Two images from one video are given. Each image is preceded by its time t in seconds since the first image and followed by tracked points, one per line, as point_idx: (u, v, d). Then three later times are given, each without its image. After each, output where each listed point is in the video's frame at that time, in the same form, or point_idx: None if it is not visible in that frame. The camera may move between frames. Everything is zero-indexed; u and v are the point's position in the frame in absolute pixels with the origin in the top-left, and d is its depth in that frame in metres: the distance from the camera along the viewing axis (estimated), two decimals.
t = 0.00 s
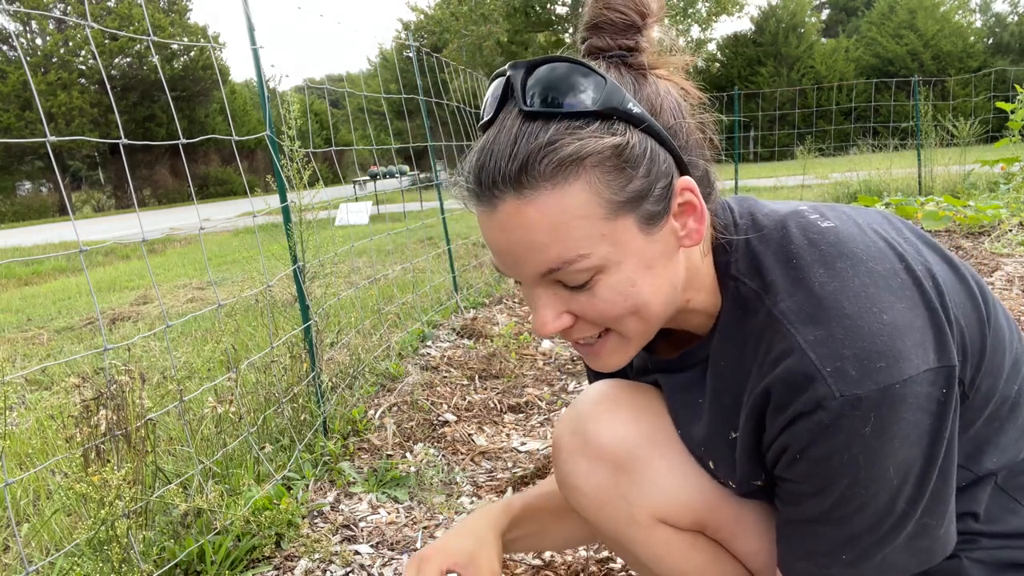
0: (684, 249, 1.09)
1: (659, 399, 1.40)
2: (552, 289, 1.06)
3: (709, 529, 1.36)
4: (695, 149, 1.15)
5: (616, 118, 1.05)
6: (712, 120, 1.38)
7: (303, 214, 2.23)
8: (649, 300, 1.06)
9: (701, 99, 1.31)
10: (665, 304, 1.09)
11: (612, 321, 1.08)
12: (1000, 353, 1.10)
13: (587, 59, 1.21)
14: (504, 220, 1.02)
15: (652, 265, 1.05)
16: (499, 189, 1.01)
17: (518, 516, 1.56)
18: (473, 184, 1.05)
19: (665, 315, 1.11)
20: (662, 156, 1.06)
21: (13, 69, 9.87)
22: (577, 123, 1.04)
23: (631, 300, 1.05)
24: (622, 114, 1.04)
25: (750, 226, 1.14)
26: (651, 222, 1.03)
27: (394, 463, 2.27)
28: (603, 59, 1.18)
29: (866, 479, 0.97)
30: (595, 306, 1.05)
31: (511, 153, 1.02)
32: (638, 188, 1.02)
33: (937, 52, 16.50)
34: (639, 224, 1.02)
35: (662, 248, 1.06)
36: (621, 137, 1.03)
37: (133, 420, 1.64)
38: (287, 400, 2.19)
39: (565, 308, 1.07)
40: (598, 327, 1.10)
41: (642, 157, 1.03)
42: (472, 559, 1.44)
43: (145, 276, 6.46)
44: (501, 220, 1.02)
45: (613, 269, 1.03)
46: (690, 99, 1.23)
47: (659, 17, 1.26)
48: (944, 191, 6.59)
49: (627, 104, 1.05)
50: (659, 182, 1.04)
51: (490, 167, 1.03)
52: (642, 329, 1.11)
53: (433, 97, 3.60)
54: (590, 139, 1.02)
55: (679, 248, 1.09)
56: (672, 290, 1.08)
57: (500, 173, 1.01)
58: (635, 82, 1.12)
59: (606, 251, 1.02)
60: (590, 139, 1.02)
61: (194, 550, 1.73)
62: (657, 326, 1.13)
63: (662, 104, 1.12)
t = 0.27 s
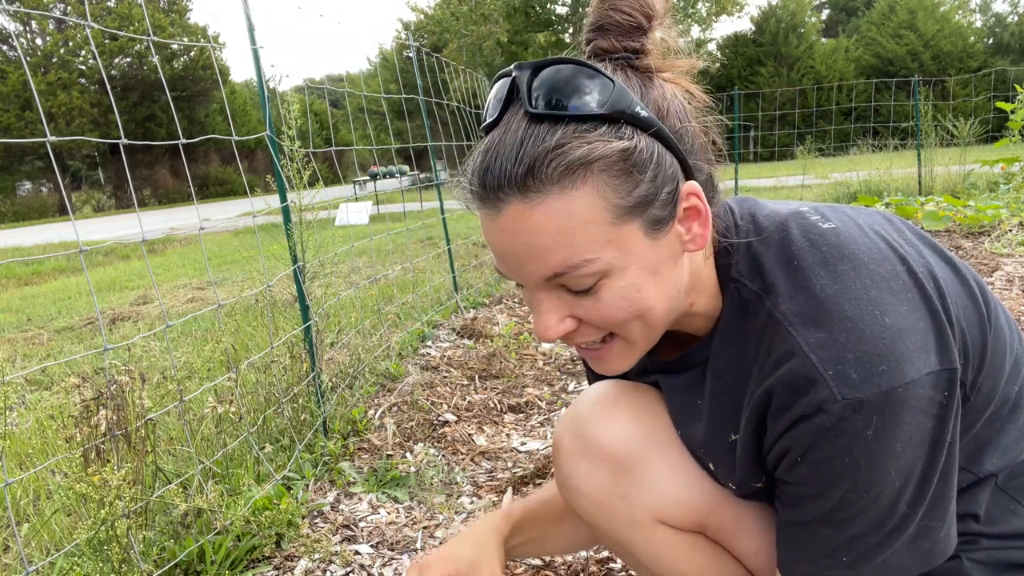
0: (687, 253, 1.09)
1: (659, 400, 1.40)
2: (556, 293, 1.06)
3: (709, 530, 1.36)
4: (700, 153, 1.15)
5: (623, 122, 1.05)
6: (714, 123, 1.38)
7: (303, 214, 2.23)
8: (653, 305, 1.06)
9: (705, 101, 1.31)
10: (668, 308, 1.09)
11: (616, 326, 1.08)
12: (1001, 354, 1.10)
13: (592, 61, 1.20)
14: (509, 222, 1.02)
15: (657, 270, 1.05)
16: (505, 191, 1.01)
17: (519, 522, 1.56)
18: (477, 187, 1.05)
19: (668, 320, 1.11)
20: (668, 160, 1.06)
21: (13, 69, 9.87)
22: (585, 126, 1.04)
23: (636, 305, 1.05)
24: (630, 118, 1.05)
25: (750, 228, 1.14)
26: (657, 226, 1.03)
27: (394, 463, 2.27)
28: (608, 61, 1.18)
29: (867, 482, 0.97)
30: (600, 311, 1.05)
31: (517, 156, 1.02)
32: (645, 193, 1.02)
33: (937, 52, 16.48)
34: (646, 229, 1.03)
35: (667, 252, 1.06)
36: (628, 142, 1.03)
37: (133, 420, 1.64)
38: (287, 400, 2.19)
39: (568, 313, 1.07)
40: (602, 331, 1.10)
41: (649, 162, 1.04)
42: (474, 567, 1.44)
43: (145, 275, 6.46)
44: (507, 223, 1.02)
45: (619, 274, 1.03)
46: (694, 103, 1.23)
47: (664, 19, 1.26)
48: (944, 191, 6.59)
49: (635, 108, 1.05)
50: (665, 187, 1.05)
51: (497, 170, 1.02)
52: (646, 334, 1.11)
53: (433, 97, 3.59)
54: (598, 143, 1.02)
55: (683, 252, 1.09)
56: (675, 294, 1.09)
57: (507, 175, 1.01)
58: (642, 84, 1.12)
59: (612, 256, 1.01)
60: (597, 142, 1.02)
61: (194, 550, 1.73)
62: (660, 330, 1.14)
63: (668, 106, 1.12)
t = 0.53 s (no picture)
0: (688, 250, 1.09)
1: (658, 400, 1.40)
2: (556, 287, 1.06)
3: (709, 531, 1.36)
4: (702, 150, 1.15)
5: (626, 115, 1.05)
6: (716, 122, 1.38)
7: (303, 214, 2.23)
8: (653, 300, 1.06)
9: (708, 100, 1.31)
10: (668, 305, 1.09)
11: (615, 321, 1.08)
12: (1000, 354, 1.10)
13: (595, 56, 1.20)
14: (510, 213, 1.02)
15: (657, 264, 1.05)
16: (506, 181, 1.01)
17: (522, 527, 1.55)
18: (479, 177, 1.05)
19: (668, 316, 1.12)
20: (670, 154, 1.06)
21: (13, 69, 9.87)
22: (587, 118, 1.04)
23: (636, 299, 1.05)
24: (632, 111, 1.05)
25: (751, 227, 1.14)
26: (658, 220, 1.03)
27: (394, 463, 2.27)
28: (612, 56, 1.18)
29: (866, 481, 0.97)
30: (599, 304, 1.05)
31: (520, 147, 1.02)
32: (646, 186, 1.02)
33: (937, 52, 16.47)
34: (646, 222, 1.02)
35: (668, 247, 1.06)
36: (631, 135, 1.03)
37: (133, 420, 1.64)
38: (287, 400, 2.19)
39: (568, 306, 1.07)
40: (601, 326, 1.10)
41: (651, 156, 1.04)
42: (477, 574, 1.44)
43: (145, 275, 6.46)
44: (508, 214, 1.02)
45: (619, 268, 1.02)
46: (697, 100, 1.23)
47: (668, 17, 1.26)
48: (944, 191, 6.59)
49: (639, 102, 1.05)
50: (667, 181, 1.05)
51: (498, 161, 1.02)
52: (645, 330, 1.11)
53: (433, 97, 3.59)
54: (600, 135, 1.02)
55: (683, 249, 1.09)
56: (676, 290, 1.08)
57: (508, 165, 1.01)
58: (645, 80, 1.13)
59: (612, 248, 1.01)
60: (600, 134, 1.02)
61: (194, 550, 1.73)
62: (660, 326, 1.13)
63: (671, 102, 1.12)
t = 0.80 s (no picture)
0: (685, 248, 1.09)
1: (658, 400, 1.40)
2: (552, 282, 1.06)
3: (709, 530, 1.36)
4: (700, 149, 1.15)
5: (623, 111, 1.05)
6: (716, 122, 1.38)
7: (303, 214, 2.23)
8: (650, 298, 1.06)
9: (706, 99, 1.31)
10: (664, 302, 1.09)
11: (612, 318, 1.08)
12: (1001, 354, 1.10)
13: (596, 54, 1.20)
14: (507, 206, 1.02)
15: (654, 261, 1.05)
16: (503, 174, 1.02)
17: (523, 529, 1.55)
18: (477, 172, 1.05)
19: (664, 314, 1.11)
20: (668, 152, 1.06)
21: (13, 69, 9.87)
22: (585, 113, 1.04)
23: (632, 295, 1.04)
24: (629, 108, 1.05)
25: (751, 228, 1.14)
26: (655, 216, 1.03)
27: (394, 463, 2.27)
28: (612, 55, 1.18)
29: (865, 483, 0.97)
30: (595, 301, 1.05)
31: (517, 141, 1.02)
32: (642, 182, 1.02)
33: (937, 52, 16.46)
34: (642, 219, 1.02)
35: (665, 244, 1.05)
36: (627, 130, 1.03)
37: (134, 420, 1.64)
38: (287, 400, 2.19)
39: (563, 302, 1.07)
40: (597, 324, 1.10)
41: (648, 152, 1.03)
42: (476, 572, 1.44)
43: (145, 275, 6.46)
44: (505, 207, 1.02)
45: (613, 263, 1.02)
46: (696, 99, 1.23)
47: (669, 16, 1.26)
48: (944, 191, 6.59)
49: (636, 98, 1.05)
50: (664, 178, 1.05)
51: (496, 155, 1.03)
52: (641, 328, 1.11)
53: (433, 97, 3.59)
54: (597, 129, 1.02)
55: (680, 247, 1.08)
56: (672, 289, 1.08)
57: (505, 159, 1.02)
58: (644, 79, 1.13)
59: (608, 243, 1.01)
60: (596, 129, 1.02)
61: (194, 549, 1.73)
62: (656, 324, 1.13)
63: (669, 101, 1.12)
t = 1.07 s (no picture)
0: (681, 248, 1.09)
1: (657, 401, 1.39)
2: (548, 282, 1.06)
3: (709, 530, 1.36)
4: (694, 149, 1.15)
5: (616, 111, 1.05)
6: (714, 122, 1.37)
7: (303, 214, 2.23)
8: (644, 297, 1.06)
9: (703, 100, 1.30)
10: (659, 302, 1.09)
11: (607, 319, 1.08)
12: (999, 354, 1.10)
13: (591, 56, 1.20)
14: (501, 207, 1.02)
15: (648, 261, 1.05)
16: (497, 175, 1.02)
17: (528, 523, 1.56)
18: (471, 173, 1.05)
19: (660, 314, 1.11)
20: (661, 152, 1.06)
21: (13, 69, 9.87)
22: (578, 113, 1.04)
23: (626, 295, 1.04)
24: (622, 108, 1.04)
25: (748, 227, 1.14)
26: (648, 216, 1.03)
27: (394, 463, 2.27)
28: (607, 56, 1.18)
29: (863, 481, 0.97)
30: (590, 300, 1.05)
31: (511, 141, 1.02)
32: (635, 181, 1.01)
33: (937, 52, 16.45)
34: (635, 218, 1.02)
35: (659, 243, 1.05)
36: (620, 130, 1.03)
37: (133, 420, 1.64)
38: (287, 400, 2.19)
39: (559, 302, 1.07)
40: (593, 324, 1.10)
41: (641, 152, 1.03)
42: (478, 563, 1.46)
43: (145, 275, 6.46)
44: (499, 208, 1.03)
45: (607, 263, 1.02)
46: (691, 99, 1.22)
47: (664, 18, 1.26)
48: (944, 191, 6.59)
49: (629, 98, 1.04)
50: (657, 177, 1.04)
51: (490, 155, 1.03)
52: (636, 328, 1.11)
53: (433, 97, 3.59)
54: (589, 129, 1.02)
55: (676, 246, 1.08)
56: (667, 289, 1.08)
57: (499, 160, 1.02)
58: (638, 78, 1.12)
59: (601, 243, 1.01)
60: (589, 128, 1.02)
61: (194, 549, 1.73)
62: (652, 324, 1.13)
63: (663, 101, 1.12)
